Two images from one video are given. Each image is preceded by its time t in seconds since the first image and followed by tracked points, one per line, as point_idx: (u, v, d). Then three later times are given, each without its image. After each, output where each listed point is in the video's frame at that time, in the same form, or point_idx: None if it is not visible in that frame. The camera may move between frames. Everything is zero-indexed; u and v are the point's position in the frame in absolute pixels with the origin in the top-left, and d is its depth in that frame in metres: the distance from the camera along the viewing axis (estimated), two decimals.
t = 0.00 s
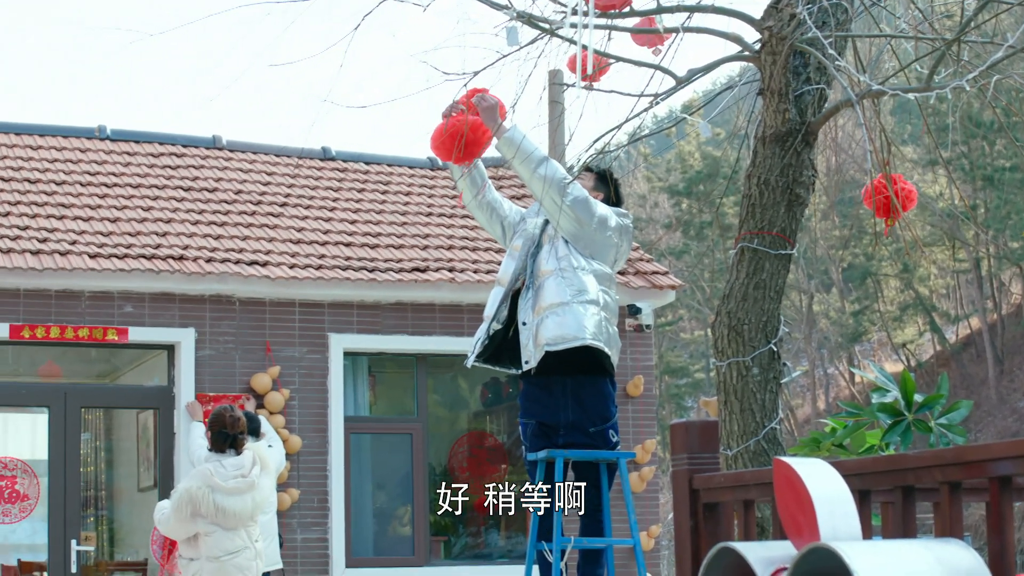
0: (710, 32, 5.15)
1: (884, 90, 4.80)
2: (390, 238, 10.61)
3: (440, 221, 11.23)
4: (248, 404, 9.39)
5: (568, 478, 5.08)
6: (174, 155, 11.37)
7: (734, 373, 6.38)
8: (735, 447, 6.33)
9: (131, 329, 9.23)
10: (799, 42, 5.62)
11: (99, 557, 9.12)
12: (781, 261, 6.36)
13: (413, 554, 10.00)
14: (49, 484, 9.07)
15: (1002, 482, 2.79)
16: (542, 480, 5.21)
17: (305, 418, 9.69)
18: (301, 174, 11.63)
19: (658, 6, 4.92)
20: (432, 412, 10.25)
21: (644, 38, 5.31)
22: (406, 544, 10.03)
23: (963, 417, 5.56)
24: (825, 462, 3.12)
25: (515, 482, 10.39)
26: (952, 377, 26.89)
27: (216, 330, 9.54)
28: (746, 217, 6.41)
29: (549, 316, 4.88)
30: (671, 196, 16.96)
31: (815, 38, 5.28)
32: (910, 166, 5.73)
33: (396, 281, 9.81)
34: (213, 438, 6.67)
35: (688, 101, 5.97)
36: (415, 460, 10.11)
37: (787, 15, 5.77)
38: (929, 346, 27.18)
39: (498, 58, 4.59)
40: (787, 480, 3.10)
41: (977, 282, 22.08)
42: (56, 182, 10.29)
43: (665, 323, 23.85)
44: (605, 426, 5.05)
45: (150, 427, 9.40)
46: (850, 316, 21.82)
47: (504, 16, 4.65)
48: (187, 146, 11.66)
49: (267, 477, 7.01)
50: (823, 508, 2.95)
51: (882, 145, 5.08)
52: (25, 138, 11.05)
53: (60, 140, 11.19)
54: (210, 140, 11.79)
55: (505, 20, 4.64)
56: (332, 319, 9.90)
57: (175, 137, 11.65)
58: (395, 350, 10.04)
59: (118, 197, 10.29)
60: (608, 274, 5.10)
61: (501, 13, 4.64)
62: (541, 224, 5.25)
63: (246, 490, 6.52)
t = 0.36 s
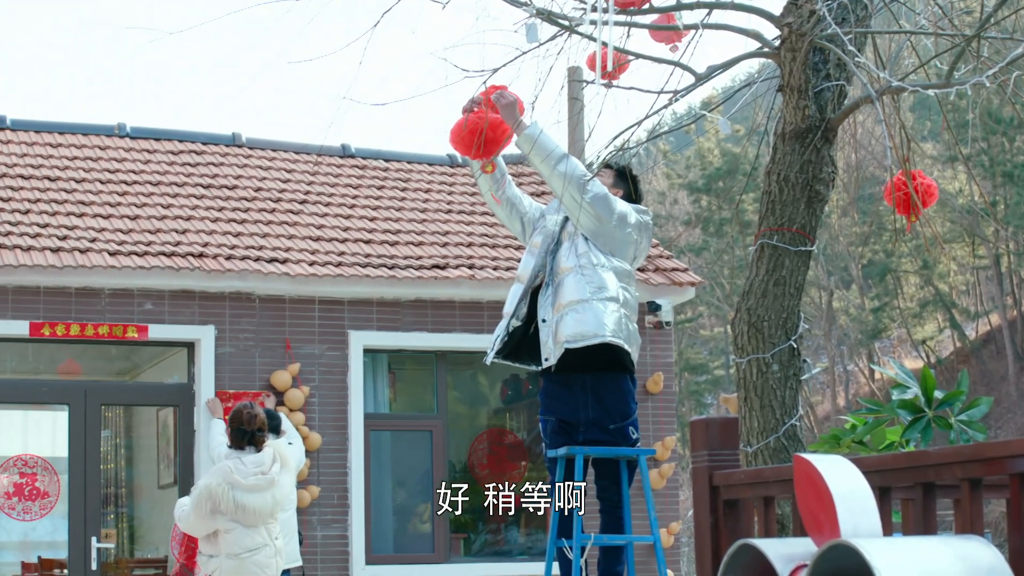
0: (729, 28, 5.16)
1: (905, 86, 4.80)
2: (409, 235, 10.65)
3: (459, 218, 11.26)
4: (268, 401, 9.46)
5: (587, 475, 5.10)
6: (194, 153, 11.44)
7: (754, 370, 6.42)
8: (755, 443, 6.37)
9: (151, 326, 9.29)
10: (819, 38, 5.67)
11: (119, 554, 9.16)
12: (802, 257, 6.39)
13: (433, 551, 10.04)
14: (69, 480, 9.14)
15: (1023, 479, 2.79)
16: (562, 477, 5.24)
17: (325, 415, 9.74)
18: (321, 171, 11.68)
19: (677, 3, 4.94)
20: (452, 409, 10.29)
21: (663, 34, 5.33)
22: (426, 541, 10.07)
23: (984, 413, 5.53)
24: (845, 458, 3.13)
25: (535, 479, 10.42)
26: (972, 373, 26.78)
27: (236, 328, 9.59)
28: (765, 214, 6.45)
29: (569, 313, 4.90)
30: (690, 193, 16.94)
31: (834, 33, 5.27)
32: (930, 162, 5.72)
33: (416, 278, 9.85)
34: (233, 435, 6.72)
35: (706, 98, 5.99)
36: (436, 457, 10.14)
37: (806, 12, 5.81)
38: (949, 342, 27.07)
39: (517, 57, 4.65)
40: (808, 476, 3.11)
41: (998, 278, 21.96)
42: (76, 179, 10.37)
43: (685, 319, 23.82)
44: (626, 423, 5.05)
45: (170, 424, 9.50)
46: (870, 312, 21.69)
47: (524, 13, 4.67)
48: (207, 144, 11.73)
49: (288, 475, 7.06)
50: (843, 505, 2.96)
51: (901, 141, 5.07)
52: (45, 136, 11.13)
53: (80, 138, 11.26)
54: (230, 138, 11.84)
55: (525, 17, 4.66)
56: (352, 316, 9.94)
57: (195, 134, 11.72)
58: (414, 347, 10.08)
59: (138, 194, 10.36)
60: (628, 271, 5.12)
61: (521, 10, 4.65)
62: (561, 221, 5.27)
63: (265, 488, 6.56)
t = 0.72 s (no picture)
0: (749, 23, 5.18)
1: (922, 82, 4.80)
2: (427, 231, 10.68)
3: (477, 214, 11.28)
4: (285, 397, 9.52)
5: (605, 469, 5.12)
6: (212, 149, 11.50)
7: (772, 366, 6.55)
8: (773, 439, 6.52)
9: (170, 322, 9.35)
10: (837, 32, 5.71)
11: (137, 550, 9.22)
12: (819, 252, 6.50)
13: (452, 547, 10.08)
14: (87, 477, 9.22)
15: None
16: (580, 473, 5.27)
17: (343, 411, 9.79)
18: (339, 167, 11.72)
19: None
20: (470, 405, 10.31)
21: (682, 29, 5.34)
22: (444, 536, 10.11)
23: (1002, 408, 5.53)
24: (864, 454, 3.14)
25: (553, 475, 10.42)
26: (992, 369, 26.66)
27: (254, 324, 9.64)
28: (783, 209, 6.54)
29: (588, 315, 4.91)
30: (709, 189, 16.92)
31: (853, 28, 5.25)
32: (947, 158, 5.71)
33: (434, 274, 9.88)
34: (252, 431, 6.77)
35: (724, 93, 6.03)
36: (454, 453, 10.17)
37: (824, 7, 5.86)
38: (967, 338, 26.96)
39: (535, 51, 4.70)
40: (827, 472, 3.13)
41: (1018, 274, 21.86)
42: (94, 175, 10.44)
43: (703, 315, 23.81)
44: (643, 419, 5.08)
45: (189, 420, 9.53)
46: (888, 308, 21.62)
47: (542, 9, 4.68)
48: (225, 140, 11.78)
49: (307, 472, 7.10)
50: (862, 502, 2.97)
51: (919, 135, 5.07)
52: (63, 133, 11.22)
53: (98, 135, 11.33)
54: (248, 134, 11.89)
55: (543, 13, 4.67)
56: (369, 312, 9.97)
57: (214, 131, 11.78)
58: (432, 344, 10.11)
59: (155, 191, 10.43)
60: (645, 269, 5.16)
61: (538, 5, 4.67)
62: (581, 217, 5.27)
63: (283, 484, 6.60)
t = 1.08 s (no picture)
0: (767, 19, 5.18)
1: (939, 77, 4.81)
2: (444, 226, 10.70)
3: (494, 209, 11.30)
4: (302, 393, 9.56)
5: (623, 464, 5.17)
6: (229, 145, 11.55)
7: (789, 361, 6.62)
8: (791, 435, 6.59)
9: (187, 319, 9.40)
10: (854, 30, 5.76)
11: (155, 546, 9.28)
12: (836, 248, 6.54)
13: (468, 543, 10.12)
14: (104, 473, 9.27)
15: None
16: (596, 469, 5.30)
17: (360, 408, 9.83)
18: (355, 163, 11.75)
19: None
20: (487, 401, 10.34)
21: (700, 26, 5.35)
22: (461, 532, 10.15)
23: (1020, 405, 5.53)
24: (882, 450, 3.15)
25: (570, 470, 10.42)
26: (1010, 365, 26.54)
27: (271, 320, 9.69)
28: (800, 205, 6.58)
29: (611, 324, 5.00)
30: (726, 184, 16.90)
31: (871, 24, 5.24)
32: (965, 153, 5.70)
33: (451, 270, 9.90)
34: (269, 426, 6.80)
35: (741, 88, 6.11)
36: (471, 448, 10.22)
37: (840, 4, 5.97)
38: (985, 334, 26.85)
39: (553, 47, 4.80)
40: (844, 466, 3.14)
41: None
42: (111, 172, 10.49)
43: (720, 311, 23.78)
44: (660, 414, 5.12)
45: (206, 416, 9.59)
46: (905, 303, 21.58)
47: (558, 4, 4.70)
48: (242, 136, 11.83)
49: (325, 468, 7.14)
50: (879, 498, 2.98)
51: (937, 131, 5.06)
52: (80, 129, 11.28)
53: (115, 131, 11.39)
54: (264, 131, 11.93)
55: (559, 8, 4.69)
56: (386, 307, 10.01)
57: (231, 127, 11.84)
58: (449, 339, 10.14)
59: (172, 186, 10.48)
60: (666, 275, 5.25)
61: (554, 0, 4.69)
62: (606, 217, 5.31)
63: (300, 479, 6.65)
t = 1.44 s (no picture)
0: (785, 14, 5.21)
1: (957, 73, 4.81)
2: (462, 223, 10.73)
3: (511, 206, 11.32)
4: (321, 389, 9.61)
5: (641, 461, 5.25)
6: (246, 142, 11.61)
7: (807, 358, 6.71)
8: (809, 432, 6.69)
9: (204, 316, 9.45)
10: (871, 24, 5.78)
11: (173, 543, 9.35)
12: (854, 244, 6.63)
13: (487, 539, 10.15)
14: (123, 470, 9.33)
15: None
16: (615, 468, 5.41)
17: (378, 404, 9.87)
18: (373, 160, 11.79)
19: None
20: (505, 397, 10.36)
21: (716, 21, 5.37)
22: (479, 528, 10.17)
23: None
24: (899, 445, 3.17)
25: (589, 467, 10.43)
26: None
27: (289, 317, 9.74)
28: (818, 202, 6.67)
29: (637, 337, 5.33)
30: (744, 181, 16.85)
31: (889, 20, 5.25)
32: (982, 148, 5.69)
33: (469, 266, 9.93)
34: (287, 422, 6.85)
35: (759, 85, 6.19)
36: (489, 445, 10.24)
37: None
38: (1004, 330, 26.71)
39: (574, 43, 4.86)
40: (861, 463, 3.16)
41: None
42: (129, 170, 10.56)
43: (737, 307, 23.74)
44: (678, 412, 5.49)
45: (224, 413, 9.65)
46: (923, 300, 21.50)
47: None
48: (260, 133, 11.88)
49: (344, 465, 7.17)
50: (897, 493, 3.00)
51: (954, 127, 5.08)
52: (98, 126, 11.35)
53: (133, 128, 11.46)
54: (282, 127, 11.98)
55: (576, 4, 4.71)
56: (404, 305, 10.05)
57: (249, 124, 11.89)
58: (467, 336, 10.17)
59: (190, 183, 10.55)
60: (694, 287, 5.57)
61: None
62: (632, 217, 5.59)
63: (318, 476, 6.69)
